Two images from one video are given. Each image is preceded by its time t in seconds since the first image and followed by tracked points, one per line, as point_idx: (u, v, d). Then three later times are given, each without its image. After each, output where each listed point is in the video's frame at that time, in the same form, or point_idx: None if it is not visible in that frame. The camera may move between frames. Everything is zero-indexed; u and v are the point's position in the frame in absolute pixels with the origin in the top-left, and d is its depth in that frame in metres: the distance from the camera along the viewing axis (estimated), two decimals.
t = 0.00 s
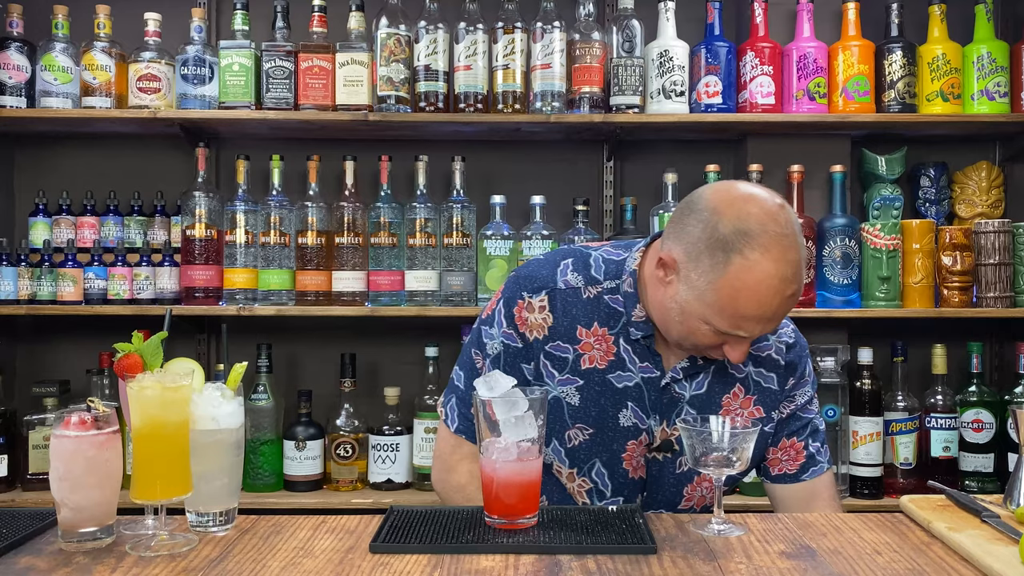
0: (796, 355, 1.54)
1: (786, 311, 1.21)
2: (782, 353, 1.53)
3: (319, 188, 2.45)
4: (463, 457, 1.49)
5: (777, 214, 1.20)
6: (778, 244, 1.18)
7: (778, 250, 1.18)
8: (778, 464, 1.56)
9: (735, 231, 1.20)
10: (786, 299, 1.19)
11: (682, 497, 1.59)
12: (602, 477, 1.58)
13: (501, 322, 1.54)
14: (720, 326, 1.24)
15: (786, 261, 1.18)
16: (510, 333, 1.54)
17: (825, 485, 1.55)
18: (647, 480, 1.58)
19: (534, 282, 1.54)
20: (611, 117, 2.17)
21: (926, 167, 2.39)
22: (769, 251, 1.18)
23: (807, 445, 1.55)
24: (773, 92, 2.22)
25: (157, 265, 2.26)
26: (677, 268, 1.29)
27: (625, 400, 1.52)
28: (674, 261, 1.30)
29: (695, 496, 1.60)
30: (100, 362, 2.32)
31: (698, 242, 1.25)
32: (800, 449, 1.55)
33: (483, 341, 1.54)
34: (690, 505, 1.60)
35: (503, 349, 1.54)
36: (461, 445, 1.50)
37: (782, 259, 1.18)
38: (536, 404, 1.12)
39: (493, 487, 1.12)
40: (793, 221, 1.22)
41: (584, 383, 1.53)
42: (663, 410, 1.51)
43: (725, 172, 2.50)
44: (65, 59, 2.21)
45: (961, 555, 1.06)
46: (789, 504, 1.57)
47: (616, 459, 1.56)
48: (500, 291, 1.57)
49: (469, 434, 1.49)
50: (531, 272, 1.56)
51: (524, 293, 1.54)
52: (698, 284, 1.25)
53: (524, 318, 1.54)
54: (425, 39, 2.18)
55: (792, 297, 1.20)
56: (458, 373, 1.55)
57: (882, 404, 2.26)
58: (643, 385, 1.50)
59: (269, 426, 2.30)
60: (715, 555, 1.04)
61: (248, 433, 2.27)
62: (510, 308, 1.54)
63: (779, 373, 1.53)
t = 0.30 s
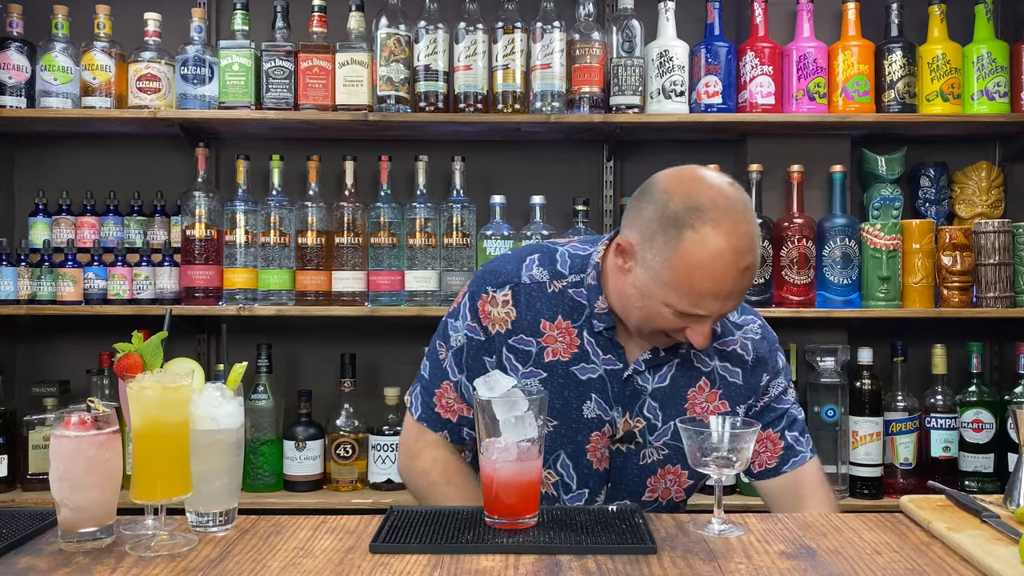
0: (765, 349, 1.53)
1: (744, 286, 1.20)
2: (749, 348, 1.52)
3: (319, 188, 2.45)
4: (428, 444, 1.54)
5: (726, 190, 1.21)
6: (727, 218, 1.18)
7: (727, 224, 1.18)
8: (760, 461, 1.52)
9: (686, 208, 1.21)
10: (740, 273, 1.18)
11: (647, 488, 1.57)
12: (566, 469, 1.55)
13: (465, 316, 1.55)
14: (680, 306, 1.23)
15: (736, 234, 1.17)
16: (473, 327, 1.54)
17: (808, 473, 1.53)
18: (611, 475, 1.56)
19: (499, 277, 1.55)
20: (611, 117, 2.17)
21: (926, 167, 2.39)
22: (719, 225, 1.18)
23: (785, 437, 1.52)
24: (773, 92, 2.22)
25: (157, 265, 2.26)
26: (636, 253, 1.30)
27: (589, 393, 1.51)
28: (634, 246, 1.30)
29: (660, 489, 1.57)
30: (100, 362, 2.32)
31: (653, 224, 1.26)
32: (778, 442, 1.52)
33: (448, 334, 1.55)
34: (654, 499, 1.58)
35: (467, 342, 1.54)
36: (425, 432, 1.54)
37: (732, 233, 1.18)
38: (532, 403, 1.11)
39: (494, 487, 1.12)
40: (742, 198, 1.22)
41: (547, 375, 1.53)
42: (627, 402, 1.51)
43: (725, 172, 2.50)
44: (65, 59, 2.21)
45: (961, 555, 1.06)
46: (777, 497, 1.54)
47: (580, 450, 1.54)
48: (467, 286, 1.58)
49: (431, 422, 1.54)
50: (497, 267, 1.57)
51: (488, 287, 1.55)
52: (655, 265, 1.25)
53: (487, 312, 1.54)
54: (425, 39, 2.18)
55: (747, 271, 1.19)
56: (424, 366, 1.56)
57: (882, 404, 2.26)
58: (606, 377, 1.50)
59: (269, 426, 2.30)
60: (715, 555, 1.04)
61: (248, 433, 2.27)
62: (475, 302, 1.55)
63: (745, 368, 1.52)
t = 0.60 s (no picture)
0: (743, 339, 1.55)
1: (718, 267, 1.21)
2: (726, 338, 1.54)
3: (319, 188, 2.45)
4: (409, 435, 1.53)
5: (699, 173, 1.23)
6: (700, 199, 1.20)
7: (700, 205, 1.20)
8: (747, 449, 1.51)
9: (660, 190, 1.23)
10: (714, 253, 1.20)
11: (631, 479, 1.56)
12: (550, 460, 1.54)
13: (446, 311, 1.54)
14: (656, 288, 1.24)
15: (709, 215, 1.19)
16: (453, 321, 1.54)
17: (792, 458, 1.50)
18: (594, 467, 1.55)
19: (479, 273, 1.55)
20: (611, 117, 2.17)
21: (926, 167, 2.39)
22: (691, 206, 1.20)
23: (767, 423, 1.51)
24: (773, 92, 2.22)
25: (156, 265, 2.26)
26: (613, 238, 1.31)
27: (570, 383, 1.52)
28: (613, 231, 1.32)
29: (644, 480, 1.56)
30: (100, 362, 2.32)
31: (630, 207, 1.28)
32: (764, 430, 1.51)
33: (428, 328, 1.55)
34: (638, 489, 1.56)
35: (447, 337, 1.54)
36: (405, 424, 1.54)
37: (705, 214, 1.19)
38: (529, 404, 1.11)
39: (493, 487, 1.12)
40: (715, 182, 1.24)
41: (529, 367, 1.53)
42: (608, 392, 1.52)
43: (725, 172, 2.50)
44: (65, 59, 2.21)
45: (961, 555, 1.06)
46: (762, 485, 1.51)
47: (563, 440, 1.53)
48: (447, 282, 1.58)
49: (411, 414, 1.53)
50: (478, 263, 1.57)
51: (469, 282, 1.55)
52: (632, 247, 1.26)
53: (468, 307, 1.54)
54: (425, 39, 2.18)
55: (721, 252, 1.21)
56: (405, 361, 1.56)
57: (882, 404, 2.26)
58: (588, 367, 1.51)
59: (269, 426, 2.30)
60: (715, 555, 1.04)
61: (248, 433, 2.27)
62: (455, 297, 1.55)
63: (723, 358, 1.53)
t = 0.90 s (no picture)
0: (736, 333, 1.55)
1: (707, 251, 1.21)
2: (718, 333, 1.54)
3: (319, 188, 2.45)
4: (404, 429, 1.53)
5: (686, 159, 1.24)
6: (687, 183, 1.20)
7: (686, 188, 1.20)
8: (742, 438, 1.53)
9: (648, 176, 1.23)
10: (703, 237, 1.20)
11: (627, 470, 1.55)
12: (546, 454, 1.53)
13: (439, 307, 1.55)
14: (646, 273, 1.24)
15: (696, 199, 1.19)
16: (446, 316, 1.54)
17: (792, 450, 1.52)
18: (589, 460, 1.54)
19: (472, 269, 1.56)
20: (611, 117, 2.17)
21: (926, 167, 2.39)
22: (678, 189, 1.20)
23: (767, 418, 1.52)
24: (773, 92, 2.22)
25: (156, 265, 2.26)
26: (603, 226, 1.32)
27: (564, 376, 1.52)
28: (602, 219, 1.32)
29: (639, 470, 1.55)
30: (100, 361, 2.32)
31: (619, 194, 1.28)
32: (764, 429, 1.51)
33: (421, 324, 1.55)
34: (633, 480, 1.55)
35: (440, 333, 1.54)
36: (399, 419, 1.54)
37: (693, 197, 1.19)
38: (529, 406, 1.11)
39: (493, 487, 1.12)
40: (701, 167, 1.25)
41: (522, 361, 1.53)
42: (601, 384, 1.51)
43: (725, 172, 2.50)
44: (65, 59, 2.21)
45: (961, 555, 1.06)
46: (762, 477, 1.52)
47: (557, 433, 1.53)
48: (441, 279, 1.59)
49: (405, 409, 1.54)
50: (471, 260, 1.58)
51: (462, 278, 1.55)
52: (622, 233, 1.26)
53: (461, 303, 1.54)
54: (425, 39, 2.18)
55: (710, 235, 1.20)
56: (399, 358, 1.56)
57: (882, 404, 2.26)
58: (580, 359, 1.51)
59: (269, 426, 2.31)
60: (715, 555, 1.04)
61: (248, 433, 2.27)
62: (448, 293, 1.55)
63: (716, 351, 1.53)
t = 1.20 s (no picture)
0: (692, 297, 1.61)
1: (647, 198, 1.29)
2: (675, 298, 1.59)
3: (319, 188, 2.45)
4: (372, 431, 1.53)
5: (611, 120, 1.33)
6: (616, 138, 1.29)
7: (619, 143, 1.29)
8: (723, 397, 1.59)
9: (580, 138, 1.32)
10: (640, 184, 1.28)
11: (610, 440, 1.53)
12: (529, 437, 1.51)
13: (402, 312, 1.55)
14: (593, 230, 1.31)
15: (628, 150, 1.28)
16: (409, 319, 1.54)
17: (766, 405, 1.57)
18: (573, 438, 1.52)
19: (430, 271, 1.56)
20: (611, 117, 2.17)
21: (926, 167, 2.39)
22: (611, 145, 1.29)
23: (744, 374, 1.58)
24: (773, 92, 2.22)
25: (157, 265, 2.26)
26: (546, 196, 1.39)
27: (536, 357, 1.52)
28: (544, 190, 1.39)
29: (624, 439, 1.54)
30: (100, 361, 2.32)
31: (556, 160, 1.35)
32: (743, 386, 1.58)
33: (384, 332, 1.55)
34: (617, 450, 1.54)
35: (404, 336, 1.54)
36: (367, 421, 1.54)
37: (625, 150, 1.28)
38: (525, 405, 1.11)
39: (493, 487, 1.12)
40: (627, 125, 1.34)
41: (492, 349, 1.53)
42: (573, 360, 1.53)
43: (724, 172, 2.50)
44: (65, 59, 2.21)
45: (961, 555, 1.06)
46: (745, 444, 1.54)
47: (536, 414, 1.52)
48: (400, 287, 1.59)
49: (371, 410, 1.54)
50: (427, 264, 1.59)
51: (420, 281, 1.56)
52: (563, 195, 1.33)
53: (423, 304, 1.54)
54: (425, 39, 2.18)
55: (647, 183, 1.29)
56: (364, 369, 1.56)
57: (882, 404, 2.26)
58: (550, 339, 1.52)
59: (269, 425, 2.31)
60: (715, 555, 1.04)
61: (248, 433, 2.27)
62: (409, 297, 1.56)
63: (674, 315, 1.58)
